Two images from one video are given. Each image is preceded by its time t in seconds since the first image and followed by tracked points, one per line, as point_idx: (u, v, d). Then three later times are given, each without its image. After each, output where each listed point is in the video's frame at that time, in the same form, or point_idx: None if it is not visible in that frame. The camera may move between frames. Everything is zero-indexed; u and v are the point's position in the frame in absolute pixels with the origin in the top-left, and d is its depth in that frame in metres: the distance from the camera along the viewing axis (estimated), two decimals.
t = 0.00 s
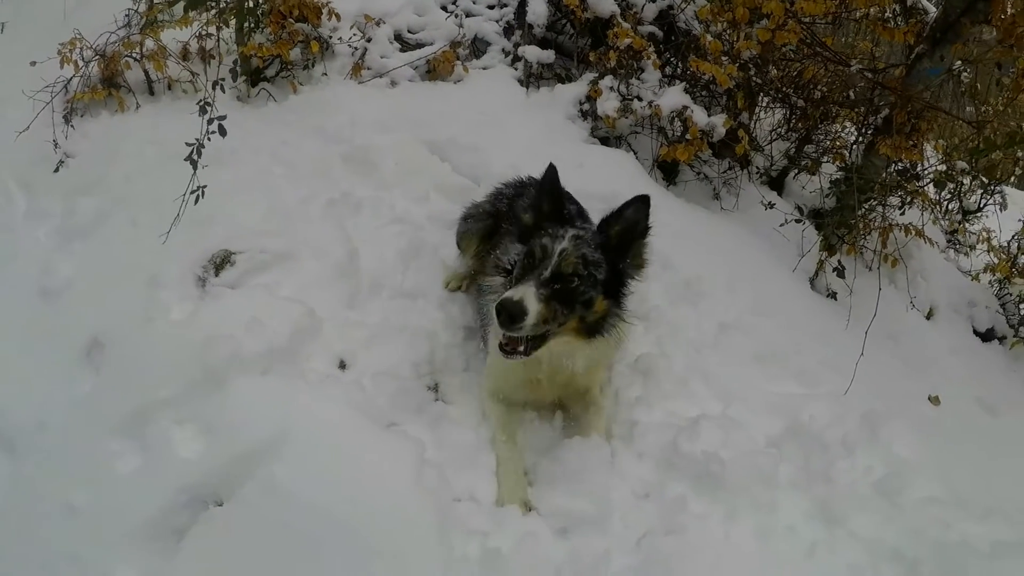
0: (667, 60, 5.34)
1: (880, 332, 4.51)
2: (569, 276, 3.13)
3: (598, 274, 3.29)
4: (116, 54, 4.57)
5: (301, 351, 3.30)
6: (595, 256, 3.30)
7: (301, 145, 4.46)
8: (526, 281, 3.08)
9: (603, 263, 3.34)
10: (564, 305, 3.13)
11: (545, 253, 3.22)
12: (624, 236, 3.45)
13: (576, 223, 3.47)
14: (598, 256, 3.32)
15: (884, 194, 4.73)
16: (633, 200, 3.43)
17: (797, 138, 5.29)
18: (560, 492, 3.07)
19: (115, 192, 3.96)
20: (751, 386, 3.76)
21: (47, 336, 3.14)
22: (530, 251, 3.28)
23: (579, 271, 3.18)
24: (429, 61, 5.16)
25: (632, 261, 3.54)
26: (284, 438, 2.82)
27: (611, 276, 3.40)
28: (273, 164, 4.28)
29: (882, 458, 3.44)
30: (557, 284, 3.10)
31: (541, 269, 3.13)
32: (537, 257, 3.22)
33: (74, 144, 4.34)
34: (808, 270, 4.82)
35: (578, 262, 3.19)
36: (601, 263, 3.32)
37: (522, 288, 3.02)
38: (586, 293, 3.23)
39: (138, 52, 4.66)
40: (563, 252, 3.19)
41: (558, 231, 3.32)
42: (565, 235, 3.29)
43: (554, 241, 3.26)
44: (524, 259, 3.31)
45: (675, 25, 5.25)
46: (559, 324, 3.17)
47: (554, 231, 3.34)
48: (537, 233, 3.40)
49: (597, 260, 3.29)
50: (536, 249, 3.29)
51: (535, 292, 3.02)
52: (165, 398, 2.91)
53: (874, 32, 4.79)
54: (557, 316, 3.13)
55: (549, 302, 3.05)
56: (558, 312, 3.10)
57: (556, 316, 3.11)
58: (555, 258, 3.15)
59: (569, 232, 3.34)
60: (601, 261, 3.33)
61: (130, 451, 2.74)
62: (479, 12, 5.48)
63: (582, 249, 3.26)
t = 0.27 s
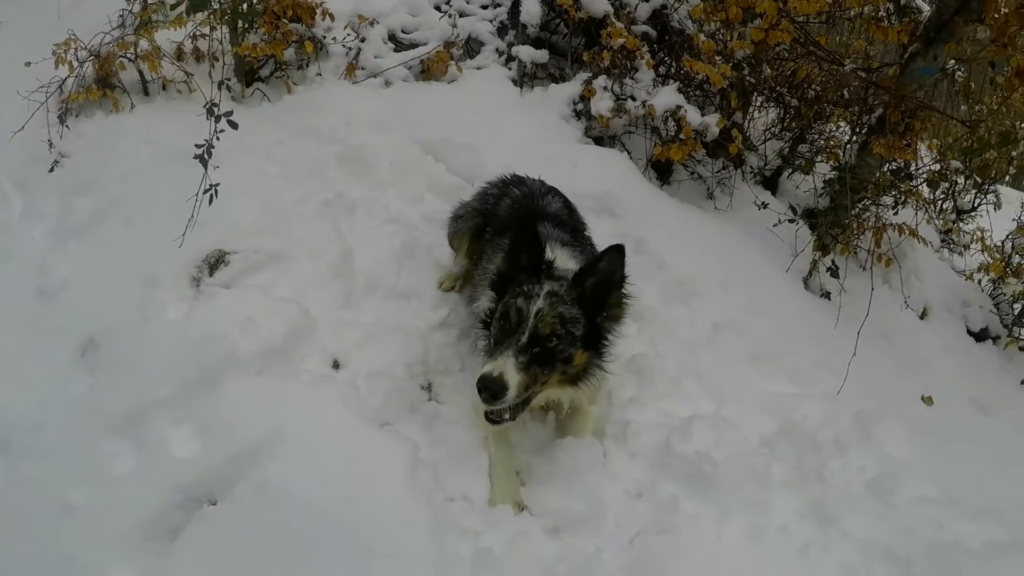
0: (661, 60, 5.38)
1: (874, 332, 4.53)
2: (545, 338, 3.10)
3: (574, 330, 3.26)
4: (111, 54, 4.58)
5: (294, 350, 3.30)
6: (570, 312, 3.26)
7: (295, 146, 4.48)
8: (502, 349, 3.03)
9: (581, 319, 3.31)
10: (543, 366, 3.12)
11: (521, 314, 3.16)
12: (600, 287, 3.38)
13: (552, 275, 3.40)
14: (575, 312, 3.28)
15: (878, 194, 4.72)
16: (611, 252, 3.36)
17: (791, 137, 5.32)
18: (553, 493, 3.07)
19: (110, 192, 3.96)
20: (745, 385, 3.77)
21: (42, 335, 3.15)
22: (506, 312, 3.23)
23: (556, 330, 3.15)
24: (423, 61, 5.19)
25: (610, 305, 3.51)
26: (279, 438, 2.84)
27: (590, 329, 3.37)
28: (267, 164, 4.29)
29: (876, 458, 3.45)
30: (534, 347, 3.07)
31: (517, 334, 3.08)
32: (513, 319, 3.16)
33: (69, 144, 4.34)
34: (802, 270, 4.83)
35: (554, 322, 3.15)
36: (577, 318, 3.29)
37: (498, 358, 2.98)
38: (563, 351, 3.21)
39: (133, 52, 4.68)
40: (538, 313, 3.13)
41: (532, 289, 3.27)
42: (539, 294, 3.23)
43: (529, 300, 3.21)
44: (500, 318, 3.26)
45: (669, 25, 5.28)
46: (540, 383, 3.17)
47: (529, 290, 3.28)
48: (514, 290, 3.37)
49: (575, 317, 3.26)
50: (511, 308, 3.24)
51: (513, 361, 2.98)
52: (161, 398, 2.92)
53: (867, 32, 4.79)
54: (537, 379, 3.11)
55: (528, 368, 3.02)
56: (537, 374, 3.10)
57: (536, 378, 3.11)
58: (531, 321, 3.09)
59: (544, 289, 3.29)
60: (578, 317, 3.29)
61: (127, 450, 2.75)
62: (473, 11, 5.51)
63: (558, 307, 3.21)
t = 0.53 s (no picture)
0: (655, 59, 5.40)
1: (868, 331, 4.54)
2: (529, 383, 3.06)
3: (557, 368, 3.21)
4: (106, 55, 4.59)
5: (289, 351, 3.32)
6: (547, 351, 3.21)
7: (290, 147, 4.50)
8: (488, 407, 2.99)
9: (560, 355, 3.27)
10: (533, 410, 3.10)
11: (498, 365, 3.11)
12: (579, 325, 3.35)
13: (521, 316, 3.32)
14: (552, 352, 3.23)
15: (872, 193, 4.74)
16: (582, 290, 3.31)
17: (784, 137, 5.33)
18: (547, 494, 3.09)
19: (106, 193, 3.97)
20: (739, 385, 3.79)
21: (39, 337, 3.16)
22: (484, 365, 3.17)
23: (537, 372, 3.11)
24: (418, 62, 5.23)
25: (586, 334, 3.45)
26: (275, 439, 2.85)
27: (571, 361, 3.33)
28: (263, 165, 4.31)
29: (869, 457, 3.47)
30: (521, 395, 3.03)
31: (500, 388, 3.03)
32: (492, 371, 3.11)
33: (65, 146, 4.35)
34: (796, 269, 4.85)
35: (533, 366, 3.10)
36: (556, 355, 3.24)
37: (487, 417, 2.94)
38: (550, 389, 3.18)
39: (128, 53, 4.69)
40: (515, 362, 3.07)
41: (503, 338, 3.20)
42: (512, 341, 3.17)
43: (502, 350, 3.14)
44: (479, 369, 3.21)
45: (663, 25, 5.29)
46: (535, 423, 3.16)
47: (501, 338, 3.21)
48: (487, 340, 3.30)
49: (552, 355, 3.21)
50: (488, 361, 3.18)
51: (504, 415, 2.94)
52: (158, 399, 2.94)
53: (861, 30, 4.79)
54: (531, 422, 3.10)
55: (520, 417, 3.00)
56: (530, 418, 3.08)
57: (530, 421, 3.10)
58: (510, 372, 3.04)
59: (515, 335, 3.22)
60: (557, 355, 3.25)
61: (123, 451, 2.77)
62: (468, 12, 5.54)
63: (533, 351, 3.16)
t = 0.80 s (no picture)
0: (648, 58, 5.42)
1: (864, 328, 4.56)
2: (537, 398, 3.11)
3: (549, 367, 3.30)
4: (101, 59, 4.60)
5: (285, 353, 3.33)
6: (534, 359, 3.26)
7: (285, 149, 4.51)
8: (519, 438, 3.03)
9: (546, 354, 3.34)
10: (553, 414, 3.18)
11: (500, 398, 3.12)
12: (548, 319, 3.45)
13: (490, 341, 3.31)
14: (538, 357, 3.29)
15: (866, 190, 4.74)
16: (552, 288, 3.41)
17: (778, 134, 5.33)
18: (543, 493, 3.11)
19: (102, 196, 3.98)
20: (734, 383, 3.80)
21: (37, 340, 3.18)
22: (488, 404, 3.17)
23: (538, 382, 3.17)
24: (412, 64, 5.26)
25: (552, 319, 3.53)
26: (271, 439, 2.86)
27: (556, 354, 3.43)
28: (258, 167, 4.33)
29: (864, 453, 3.48)
30: (540, 408, 3.10)
31: (518, 414, 3.06)
32: (499, 404, 3.12)
33: (60, 150, 4.36)
34: (791, 267, 4.86)
35: (531, 378, 3.16)
36: (542, 356, 3.30)
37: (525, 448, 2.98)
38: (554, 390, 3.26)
39: (123, 57, 4.71)
40: (515, 386, 3.11)
41: (487, 372, 3.19)
42: (499, 369, 3.18)
43: (496, 384, 3.15)
44: (485, 413, 3.21)
45: (656, 24, 5.31)
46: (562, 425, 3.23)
47: (487, 372, 3.20)
48: (474, 381, 3.27)
49: (539, 357, 3.28)
50: (488, 398, 3.17)
51: (537, 436, 3.00)
52: (155, 400, 2.95)
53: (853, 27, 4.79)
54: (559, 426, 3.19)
55: (550, 427, 3.08)
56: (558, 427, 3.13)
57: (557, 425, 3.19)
58: (516, 398, 3.07)
59: (497, 361, 3.21)
60: (544, 356, 3.32)
61: (121, 452, 2.78)
62: (461, 13, 5.53)
63: (523, 368, 3.19)
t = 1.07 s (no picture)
0: (644, 59, 5.45)
1: (860, 328, 4.58)
2: (548, 396, 3.13)
3: (545, 359, 3.30)
4: (99, 60, 4.62)
5: (281, 352, 3.34)
6: (529, 361, 3.24)
7: (282, 150, 4.53)
8: (553, 439, 3.07)
9: (533, 350, 3.32)
10: (569, 400, 3.21)
11: (517, 411, 3.14)
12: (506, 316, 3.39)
13: (478, 366, 3.29)
14: (527, 356, 3.27)
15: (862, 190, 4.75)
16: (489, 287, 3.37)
17: (774, 135, 5.34)
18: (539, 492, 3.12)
19: (100, 196, 3.99)
20: (729, 382, 3.81)
21: (37, 340, 3.21)
22: (509, 422, 3.18)
23: (543, 381, 3.18)
24: (409, 64, 5.28)
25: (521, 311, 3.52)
26: (267, 438, 2.87)
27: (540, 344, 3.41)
28: (254, 167, 4.34)
29: (859, 451, 3.49)
30: (558, 403, 3.13)
31: (542, 417, 3.09)
32: (519, 416, 3.14)
33: (59, 150, 4.37)
34: (787, 267, 4.87)
35: (534, 379, 3.16)
36: (534, 354, 3.29)
37: (563, 445, 3.03)
38: (558, 379, 3.28)
39: (121, 58, 4.72)
40: (526, 396, 3.11)
41: (494, 395, 3.18)
42: (502, 387, 3.17)
43: (507, 401, 3.15)
44: (508, 429, 3.23)
45: (652, 25, 5.33)
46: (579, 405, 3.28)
47: (494, 394, 3.19)
48: (484, 408, 3.26)
49: (530, 356, 3.27)
50: (505, 417, 3.18)
51: (566, 430, 3.04)
52: (152, 399, 2.96)
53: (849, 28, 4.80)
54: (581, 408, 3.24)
55: (575, 415, 3.12)
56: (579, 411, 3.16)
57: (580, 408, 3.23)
58: (530, 406, 3.09)
59: (496, 381, 3.20)
60: (533, 352, 3.31)
61: (118, 450, 2.79)
62: (458, 14, 5.54)
63: (524, 374, 3.19)
